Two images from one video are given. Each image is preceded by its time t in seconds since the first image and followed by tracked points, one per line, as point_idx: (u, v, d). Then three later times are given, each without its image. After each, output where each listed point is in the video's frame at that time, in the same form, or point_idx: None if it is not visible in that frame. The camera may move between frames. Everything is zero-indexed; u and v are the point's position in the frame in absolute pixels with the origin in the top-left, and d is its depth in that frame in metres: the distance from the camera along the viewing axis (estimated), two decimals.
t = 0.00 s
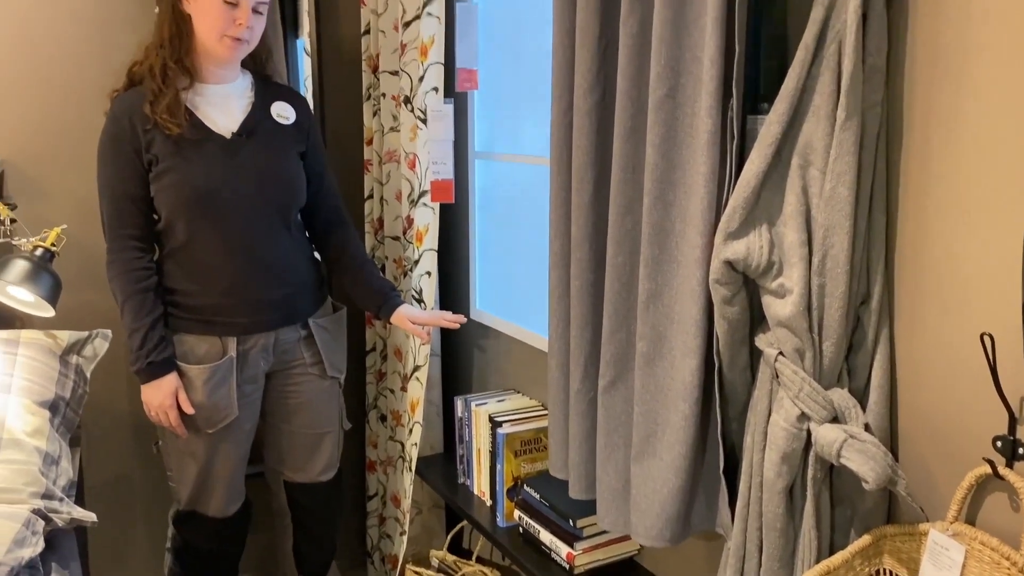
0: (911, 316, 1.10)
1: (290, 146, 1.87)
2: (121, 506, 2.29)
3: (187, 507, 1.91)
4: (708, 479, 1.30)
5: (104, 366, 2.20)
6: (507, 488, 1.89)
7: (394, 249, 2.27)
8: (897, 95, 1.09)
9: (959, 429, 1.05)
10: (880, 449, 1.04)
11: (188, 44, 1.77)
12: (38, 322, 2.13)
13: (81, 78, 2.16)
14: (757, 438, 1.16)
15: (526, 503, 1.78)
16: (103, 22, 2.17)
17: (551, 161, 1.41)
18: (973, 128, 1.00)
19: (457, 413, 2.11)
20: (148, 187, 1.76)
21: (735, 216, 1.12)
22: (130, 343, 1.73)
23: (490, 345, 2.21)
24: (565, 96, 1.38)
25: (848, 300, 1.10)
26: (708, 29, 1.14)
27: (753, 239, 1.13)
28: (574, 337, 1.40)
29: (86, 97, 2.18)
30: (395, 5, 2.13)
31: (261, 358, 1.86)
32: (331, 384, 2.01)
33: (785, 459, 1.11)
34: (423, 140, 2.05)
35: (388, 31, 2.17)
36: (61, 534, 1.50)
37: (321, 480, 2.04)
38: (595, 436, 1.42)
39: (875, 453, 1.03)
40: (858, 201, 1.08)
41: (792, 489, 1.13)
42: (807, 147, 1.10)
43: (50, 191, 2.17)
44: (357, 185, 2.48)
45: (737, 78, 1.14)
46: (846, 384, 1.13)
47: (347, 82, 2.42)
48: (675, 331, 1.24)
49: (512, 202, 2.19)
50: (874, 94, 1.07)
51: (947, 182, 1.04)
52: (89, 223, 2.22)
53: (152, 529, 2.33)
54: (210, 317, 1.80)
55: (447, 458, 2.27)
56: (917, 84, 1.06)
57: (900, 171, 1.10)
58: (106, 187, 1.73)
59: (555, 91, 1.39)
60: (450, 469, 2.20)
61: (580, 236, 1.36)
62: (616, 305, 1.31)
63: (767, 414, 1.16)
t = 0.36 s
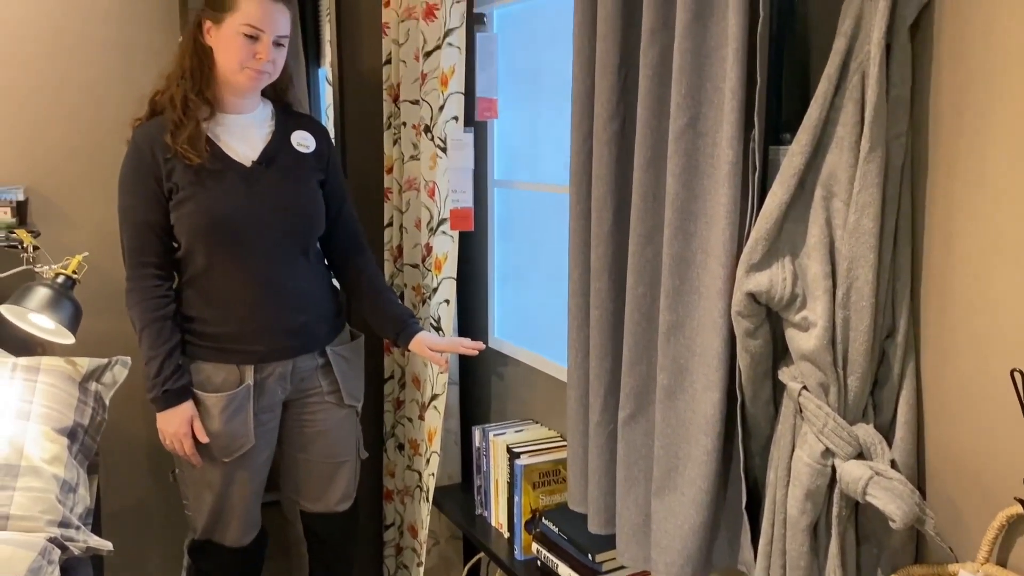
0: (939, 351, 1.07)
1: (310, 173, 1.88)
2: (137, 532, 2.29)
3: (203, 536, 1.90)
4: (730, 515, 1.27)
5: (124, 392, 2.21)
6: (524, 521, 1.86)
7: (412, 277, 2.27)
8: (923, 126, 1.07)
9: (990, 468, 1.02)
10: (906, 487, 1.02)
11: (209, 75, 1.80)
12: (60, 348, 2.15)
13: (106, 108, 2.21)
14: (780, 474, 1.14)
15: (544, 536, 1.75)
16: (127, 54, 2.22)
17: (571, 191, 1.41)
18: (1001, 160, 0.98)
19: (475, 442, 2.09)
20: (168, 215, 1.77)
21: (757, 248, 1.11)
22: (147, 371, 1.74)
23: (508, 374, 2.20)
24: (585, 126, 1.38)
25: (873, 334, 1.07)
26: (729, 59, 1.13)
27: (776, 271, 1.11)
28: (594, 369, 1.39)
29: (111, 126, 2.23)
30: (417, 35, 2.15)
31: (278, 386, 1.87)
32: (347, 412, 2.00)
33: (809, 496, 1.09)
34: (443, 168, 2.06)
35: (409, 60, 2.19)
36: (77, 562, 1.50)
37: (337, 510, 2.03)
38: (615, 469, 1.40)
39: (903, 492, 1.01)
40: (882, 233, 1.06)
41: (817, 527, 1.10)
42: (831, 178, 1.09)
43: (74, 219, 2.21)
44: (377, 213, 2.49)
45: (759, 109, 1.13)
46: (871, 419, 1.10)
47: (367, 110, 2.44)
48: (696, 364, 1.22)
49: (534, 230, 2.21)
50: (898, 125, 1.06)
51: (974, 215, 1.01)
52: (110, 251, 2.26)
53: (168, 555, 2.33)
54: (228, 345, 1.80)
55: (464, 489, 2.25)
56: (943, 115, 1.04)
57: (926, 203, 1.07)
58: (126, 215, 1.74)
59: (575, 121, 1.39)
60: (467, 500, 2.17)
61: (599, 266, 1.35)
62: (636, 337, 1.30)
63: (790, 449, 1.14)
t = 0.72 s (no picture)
0: (968, 388, 1.04)
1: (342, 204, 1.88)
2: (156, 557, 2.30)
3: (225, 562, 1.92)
4: (754, 553, 1.24)
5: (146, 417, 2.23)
6: (545, 553, 1.84)
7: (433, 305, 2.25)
8: (950, 158, 1.05)
9: None
10: (937, 526, 0.99)
11: (240, 106, 1.83)
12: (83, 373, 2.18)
13: (134, 136, 2.26)
14: (805, 511, 1.11)
15: (564, 569, 1.73)
16: (154, 84, 2.26)
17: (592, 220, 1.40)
18: None
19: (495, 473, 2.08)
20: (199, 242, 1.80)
21: (781, 280, 1.09)
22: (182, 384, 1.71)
23: (529, 404, 2.18)
24: (606, 156, 1.37)
25: (900, 369, 1.05)
26: (752, 91, 1.13)
27: (800, 304, 1.09)
28: (615, 401, 1.37)
29: (138, 154, 2.27)
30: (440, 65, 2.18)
31: (305, 414, 1.86)
32: (374, 441, 1.99)
33: (834, 534, 1.06)
34: (464, 197, 2.07)
35: (432, 89, 2.21)
36: None
37: (364, 542, 2.01)
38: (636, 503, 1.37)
39: (932, 532, 0.98)
40: (909, 266, 1.04)
41: (843, 567, 1.08)
42: (856, 211, 1.07)
43: (100, 245, 2.25)
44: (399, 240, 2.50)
45: (782, 140, 1.12)
46: (898, 456, 1.08)
47: (390, 139, 2.46)
48: (718, 397, 1.21)
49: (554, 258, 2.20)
50: (923, 157, 1.04)
51: (1003, 249, 0.99)
52: (137, 277, 2.29)
53: None
54: (256, 371, 1.81)
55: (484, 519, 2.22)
56: (971, 148, 1.02)
57: (954, 236, 1.05)
58: (159, 243, 1.77)
59: (596, 151, 1.39)
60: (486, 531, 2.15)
61: (620, 297, 1.34)
62: (657, 369, 1.28)
63: (815, 485, 1.11)
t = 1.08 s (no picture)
0: (996, 419, 0.99)
1: (387, 225, 1.92)
2: None
3: None
4: None
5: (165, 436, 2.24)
6: None
7: (451, 325, 2.24)
8: (978, 182, 1.01)
9: None
10: (966, 563, 0.95)
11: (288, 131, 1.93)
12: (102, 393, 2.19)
13: (158, 157, 2.29)
14: (828, 544, 1.08)
15: None
16: (179, 106, 2.29)
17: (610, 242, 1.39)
18: None
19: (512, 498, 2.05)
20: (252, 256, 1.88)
21: (803, 305, 1.07)
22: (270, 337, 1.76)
23: (547, 428, 2.15)
24: (625, 177, 1.36)
25: (927, 399, 1.02)
26: (773, 112, 1.11)
27: (822, 330, 1.07)
28: (633, 428, 1.34)
29: (162, 175, 2.29)
30: (459, 86, 2.16)
31: (340, 436, 1.86)
32: (409, 470, 1.98)
33: (858, 569, 1.03)
34: (483, 218, 2.06)
35: (451, 111, 2.21)
36: None
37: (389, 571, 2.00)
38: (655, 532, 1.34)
39: (959, 568, 0.94)
40: (935, 292, 1.01)
41: None
42: (880, 235, 1.05)
43: (121, 265, 2.27)
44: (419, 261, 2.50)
45: (804, 162, 1.10)
46: (925, 489, 1.04)
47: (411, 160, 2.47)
48: (738, 424, 1.18)
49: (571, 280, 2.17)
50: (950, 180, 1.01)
51: None
52: (160, 296, 2.31)
53: None
54: (294, 390, 1.83)
55: (501, 545, 2.19)
56: (998, 171, 0.98)
57: (983, 262, 1.01)
58: (213, 257, 1.87)
59: (615, 172, 1.37)
60: (504, 557, 2.12)
61: (639, 321, 1.32)
62: (676, 395, 1.26)
63: (839, 517, 1.08)
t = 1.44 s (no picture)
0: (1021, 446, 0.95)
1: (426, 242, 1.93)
2: None
3: None
4: None
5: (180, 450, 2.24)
6: None
7: (466, 341, 2.23)
8: (1002, 200, 0.98)
9: None
10: None
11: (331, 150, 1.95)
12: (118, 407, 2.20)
13: (178, 172, 2.30)
14: (846, 572, 1.05)
15: None
16: (199, 122, 2.32)
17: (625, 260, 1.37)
18: None
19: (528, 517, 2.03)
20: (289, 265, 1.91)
21: (821, 326, 1.04)
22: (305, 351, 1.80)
23: (563, 446, 2.12)
24: (640, 194, 1.34)
25: (950, 424, 0.98)
26: (790, 129, 1.09)
27: (841, 351, 1.04)
28: (648, 449, 1.32)
29: (181, 190, 2.31)
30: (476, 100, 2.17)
31: (366, 449, 1.86)
32: (433, 493, 1.95)
33: None
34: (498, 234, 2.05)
35: (468, 126, 2.21)
36: None
37: None
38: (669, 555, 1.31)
39: None
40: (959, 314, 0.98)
41: None
42: (900, 254, 1.02)
43: (140, 279, 2.28)
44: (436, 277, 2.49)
45: (823, 179, 1.08)
46: (948, 517, 1.00)
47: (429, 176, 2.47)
48: (755, 446, 1.15)
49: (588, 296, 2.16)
50: (973, 198, 0.98)
51: None
52: (178, 311, 2.32)
53: None
54: (321, 401, 1.83)
55: (516, 564, 2.17)
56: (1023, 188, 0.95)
57: (1008, 282, 0.97)
58: (252, 268, 1.91)
59: (629, 189, 1.36)
60: None
61: (654, 340, 1.29)
62: (691, 416, 1.23)
63: (858, 545, 1.05)
